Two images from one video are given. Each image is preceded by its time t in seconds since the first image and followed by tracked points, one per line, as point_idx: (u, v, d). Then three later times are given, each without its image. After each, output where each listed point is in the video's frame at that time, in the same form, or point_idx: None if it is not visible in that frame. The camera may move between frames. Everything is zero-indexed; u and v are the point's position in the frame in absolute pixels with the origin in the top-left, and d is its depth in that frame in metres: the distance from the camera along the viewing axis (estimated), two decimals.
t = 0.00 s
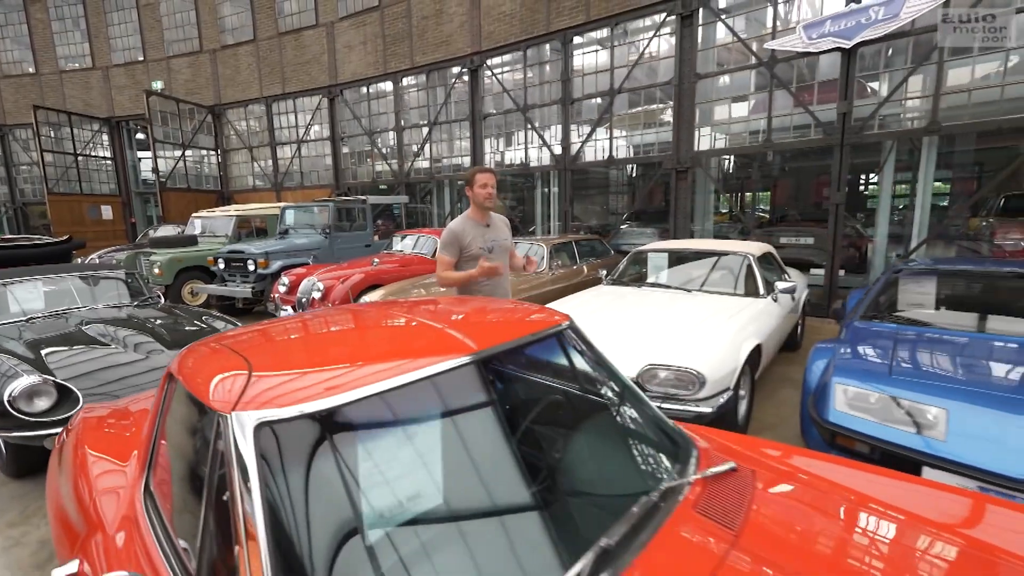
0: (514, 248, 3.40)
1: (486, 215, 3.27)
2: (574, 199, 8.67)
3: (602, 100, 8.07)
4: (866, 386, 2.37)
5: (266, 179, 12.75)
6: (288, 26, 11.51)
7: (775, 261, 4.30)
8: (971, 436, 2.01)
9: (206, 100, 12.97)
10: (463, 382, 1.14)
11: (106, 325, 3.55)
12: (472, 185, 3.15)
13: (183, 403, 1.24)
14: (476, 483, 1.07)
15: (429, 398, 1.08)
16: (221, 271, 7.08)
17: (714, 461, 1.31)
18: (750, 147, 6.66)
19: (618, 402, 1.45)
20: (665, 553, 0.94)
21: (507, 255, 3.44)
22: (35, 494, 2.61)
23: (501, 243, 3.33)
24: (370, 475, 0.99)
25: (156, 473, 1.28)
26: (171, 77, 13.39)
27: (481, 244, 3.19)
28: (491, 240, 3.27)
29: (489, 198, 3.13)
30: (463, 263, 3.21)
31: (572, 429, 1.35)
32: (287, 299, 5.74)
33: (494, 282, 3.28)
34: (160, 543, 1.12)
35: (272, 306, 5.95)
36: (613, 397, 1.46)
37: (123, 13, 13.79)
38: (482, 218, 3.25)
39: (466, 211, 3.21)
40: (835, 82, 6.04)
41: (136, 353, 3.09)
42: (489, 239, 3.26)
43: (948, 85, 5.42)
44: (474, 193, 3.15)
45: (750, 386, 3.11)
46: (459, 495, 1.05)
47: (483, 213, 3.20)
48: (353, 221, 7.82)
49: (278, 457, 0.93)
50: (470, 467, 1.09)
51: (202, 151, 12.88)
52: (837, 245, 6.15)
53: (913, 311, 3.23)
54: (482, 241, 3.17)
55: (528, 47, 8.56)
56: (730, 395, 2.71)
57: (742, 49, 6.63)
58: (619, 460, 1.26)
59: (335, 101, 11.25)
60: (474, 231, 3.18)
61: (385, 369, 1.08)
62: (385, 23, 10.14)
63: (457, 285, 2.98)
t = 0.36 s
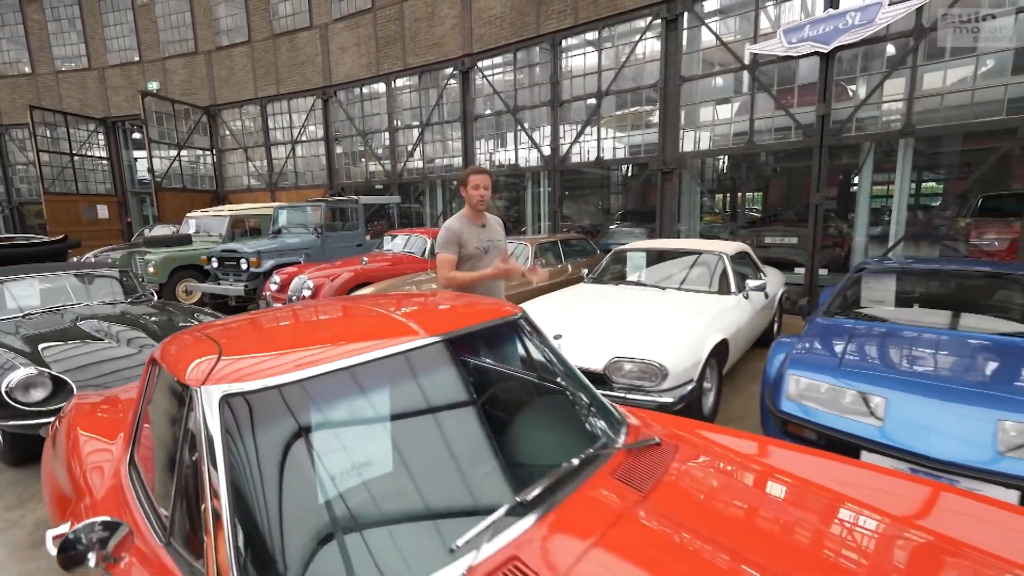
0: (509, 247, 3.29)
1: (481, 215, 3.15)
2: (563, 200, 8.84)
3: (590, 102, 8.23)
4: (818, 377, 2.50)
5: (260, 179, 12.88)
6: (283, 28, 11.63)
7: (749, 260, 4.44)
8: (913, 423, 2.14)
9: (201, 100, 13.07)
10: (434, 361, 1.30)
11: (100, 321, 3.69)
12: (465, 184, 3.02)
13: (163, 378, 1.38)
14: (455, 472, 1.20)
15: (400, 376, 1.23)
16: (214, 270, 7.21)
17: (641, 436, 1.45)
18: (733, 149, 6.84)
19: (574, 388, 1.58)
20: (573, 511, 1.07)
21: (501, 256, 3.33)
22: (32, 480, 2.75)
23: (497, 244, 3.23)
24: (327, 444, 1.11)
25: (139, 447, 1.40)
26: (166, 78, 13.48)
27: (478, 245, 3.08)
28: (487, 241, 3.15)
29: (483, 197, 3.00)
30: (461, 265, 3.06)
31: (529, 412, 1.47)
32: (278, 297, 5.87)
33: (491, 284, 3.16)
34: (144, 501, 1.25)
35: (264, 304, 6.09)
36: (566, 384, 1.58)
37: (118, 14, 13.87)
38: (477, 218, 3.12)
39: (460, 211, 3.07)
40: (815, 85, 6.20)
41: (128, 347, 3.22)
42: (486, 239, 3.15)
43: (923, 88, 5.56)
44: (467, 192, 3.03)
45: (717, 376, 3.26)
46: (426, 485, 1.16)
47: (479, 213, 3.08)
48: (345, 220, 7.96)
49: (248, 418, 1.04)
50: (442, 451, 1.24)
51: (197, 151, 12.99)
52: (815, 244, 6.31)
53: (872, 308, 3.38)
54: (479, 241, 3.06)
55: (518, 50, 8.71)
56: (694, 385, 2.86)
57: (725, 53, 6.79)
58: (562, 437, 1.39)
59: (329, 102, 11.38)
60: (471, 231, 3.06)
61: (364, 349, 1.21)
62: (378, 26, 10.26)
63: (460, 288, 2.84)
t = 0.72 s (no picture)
0: (525, 254, 3.14)
1: (498, 219, 3.06)
2: (553, 200, 9.01)
3: (580, 105, 8.40)
4: (776, 370, 2.64)
5: (257, 179, 13.05)
6: (279, 30, 11.77)
7: (726, 259, 4.59)
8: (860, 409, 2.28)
9: (199, 102, 13.22)
10: (415, 346, 1.48)
11: (99, 318, 3.83)
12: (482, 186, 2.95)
13: (156, 366, 1.53)
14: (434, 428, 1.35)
15: (377, 360, 1.38)
16: (211, 269, 7.36)
17: (587, 416, 1.61)
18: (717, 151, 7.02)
19: (539, 378, 1.72)
20: (509, 476, 1.23)
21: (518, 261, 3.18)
22: (35, 468, 2.91)
23: (512, 246, 3.09)
24: (302, 418, 1.24)
25: (135, 429, 1.54)
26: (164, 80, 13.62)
27: (489, 248, 2.99)
28: (500, 244, 3.03)
29: (498, 200, 2.90)
30: (470, 267, 3.02)
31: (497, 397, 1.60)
32: (273, 296, 6.02)
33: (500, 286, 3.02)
34: (138, 474, 1.38)
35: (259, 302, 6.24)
36: (528, 372, 1.71)
37: (116, 16, 14.00)
38: (495, 221, 3.04)
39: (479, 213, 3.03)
40: (796, 89, 6.36)
41: (126, 343, 3.38)
42: (500, 242, 3.03)
43: (900, 93, 5.71)
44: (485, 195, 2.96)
45: (687, 370, 3.43)
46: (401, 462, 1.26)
47: (494, 215, 2.99)
48: (340, 221, 8.11)
49: (233, 392, 1.19)
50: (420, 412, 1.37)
51: (195, 151, 13.14)
52: (797, 244, 6.48)
53: (838, 307, 3.52)
54: (490, 244, 2.97)
55: (510, 53, 8.86)
56: (661, 378, 3.04)
57: (709, 58, 6.96)
58: (521, 417, 1.53)
59: (325, 104, 11.53)
60: (482, 233, 2.97)
61: (342, 336, 1.37)
62: (373, 29, 10.42)
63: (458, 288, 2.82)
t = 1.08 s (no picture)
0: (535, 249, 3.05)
1: (508, 213, 2.96)
2: (544, 200, 9.16)
3: (570, 106, 8.54)
4: (740, 361, 2.75)
5: (254, 179, 13.18)
6: (276, 32, 11.90)
7: (704, 257, 4.72)
8: (812, 394, 2.41)
9: (196, 102, 13.33)
10: (382, 331, 1.62)
11: (96, 314, 3.97)
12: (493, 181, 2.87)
13: (143, 351, 1.65)
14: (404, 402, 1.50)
15: (350, 343, 1.53)
16: (207, 268, 7.49)
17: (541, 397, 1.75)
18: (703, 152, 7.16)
19: (504, 366, 1.87)
20: (473, 459, 1.32)
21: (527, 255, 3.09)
22: (33, 457, 3.04)
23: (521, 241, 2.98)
24: (274, 394, 1.37)
25: (124, 410, 1.67)
26: (162, 80, 13.72)
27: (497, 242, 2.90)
28: (510, 238, 2.93)
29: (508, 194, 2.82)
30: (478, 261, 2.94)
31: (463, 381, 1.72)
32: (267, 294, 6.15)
33: (508, 281, 2.93)
34: (125, 445, 1.50)
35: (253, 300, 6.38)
36: (491, 358, 1.85)
37: (114, 17, 14.13)
38: (505, 216, 2.96)
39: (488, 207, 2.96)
40: (778, 91, 6.51)
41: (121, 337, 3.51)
42: (509, 237, 2.93)
43: (879, 95, 5.85)
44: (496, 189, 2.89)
45: (660, 361, 3.58)
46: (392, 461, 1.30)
47: (504, 210, 2.90)
48: (335, 220, 8.25)
49: (214, 370, 1.33)
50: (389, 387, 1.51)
51: (192, 152, 13.27)
52: (780, 243, 6.61)
53: (808, 303, 3.63)
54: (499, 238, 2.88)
55: (502, 55, 9.00)
56: (633, 369, 3.18)
57: (695, 60, 7.10)
58: (481, 398, 1.66)
59: (321, 105, 11.65)
60: (491, 228, 2.87)
61: (314, 322, 1.52)
62: (368, 30, 10.55)
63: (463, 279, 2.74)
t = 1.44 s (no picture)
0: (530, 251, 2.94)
1: (503, 215, 2.86)
2: (535, 200, 9.29)
3: (560, 108, 8.67)
4: (705, 354, 2.87)
5: (250, 179, 13.29)
6: (271, 34, 12.03)
7: (684, 255, 4.84)
8: (768, 384, 2.52)
9: (192, 103, 13.45)
10: (352, 321, 1.76)
11: (89, 310, 4.09)
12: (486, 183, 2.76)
13: (127, 341, 1.76)
14: (372, 383, 1.63)
15: (323, 332, 1.67)
16: (201, 267, 7.61)
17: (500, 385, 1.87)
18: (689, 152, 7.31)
19: (472, 356, 1.99)
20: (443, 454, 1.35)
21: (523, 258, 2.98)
22: (26, 448, 3.16)
23: (519, 243, 2.90)
24: (248, 377, 1.50)
25: (109, 396, 1.78)
26: (158, 81, 13.84)
27: (494, 244, 2.79)
28: (507, 240, 2.84)
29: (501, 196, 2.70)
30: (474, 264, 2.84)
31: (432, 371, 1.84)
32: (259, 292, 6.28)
33: (507, 284, 2.87)
34: (109, 426, 1.62)
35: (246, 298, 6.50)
36: (455, 348, 1.97)
37: (111, 18, 14.26)
38: (499, 218, 2.85)
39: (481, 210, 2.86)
40: (760, 94, 6.66)
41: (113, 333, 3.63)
42: (506, 239, 2.84)
43: (857, 98, 6.00)
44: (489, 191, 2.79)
45: (634, 355, 3.74)
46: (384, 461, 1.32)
47: (499, 212, 2.80)
48: (329, 220, 8.39)
49: (190, 355, 1.46)
50: (359, 369, 1.65)
51: (188, 152, 13.37)
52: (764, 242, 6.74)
53: (777, 300, 3.74)
54: (494, 240, 2.78)
55: (494, 57, 9.13)
56: (606, 363, 3.32)
57: (680, 63, 7.25)
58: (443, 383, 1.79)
59: (315, 105, 11.77)
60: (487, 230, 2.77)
61: (286, 313, 1.66)
62: (362, 32, 10.68)
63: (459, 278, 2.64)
